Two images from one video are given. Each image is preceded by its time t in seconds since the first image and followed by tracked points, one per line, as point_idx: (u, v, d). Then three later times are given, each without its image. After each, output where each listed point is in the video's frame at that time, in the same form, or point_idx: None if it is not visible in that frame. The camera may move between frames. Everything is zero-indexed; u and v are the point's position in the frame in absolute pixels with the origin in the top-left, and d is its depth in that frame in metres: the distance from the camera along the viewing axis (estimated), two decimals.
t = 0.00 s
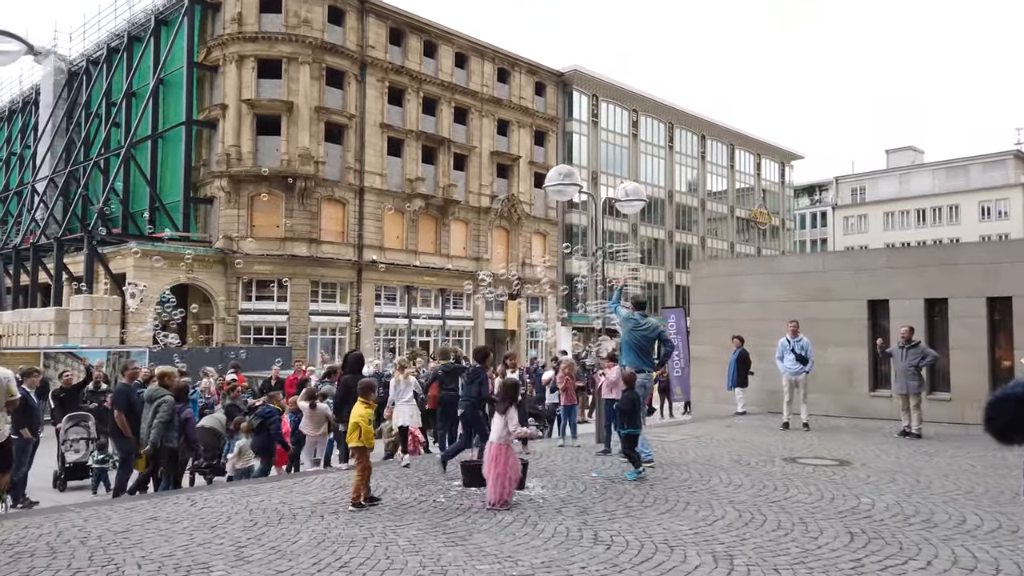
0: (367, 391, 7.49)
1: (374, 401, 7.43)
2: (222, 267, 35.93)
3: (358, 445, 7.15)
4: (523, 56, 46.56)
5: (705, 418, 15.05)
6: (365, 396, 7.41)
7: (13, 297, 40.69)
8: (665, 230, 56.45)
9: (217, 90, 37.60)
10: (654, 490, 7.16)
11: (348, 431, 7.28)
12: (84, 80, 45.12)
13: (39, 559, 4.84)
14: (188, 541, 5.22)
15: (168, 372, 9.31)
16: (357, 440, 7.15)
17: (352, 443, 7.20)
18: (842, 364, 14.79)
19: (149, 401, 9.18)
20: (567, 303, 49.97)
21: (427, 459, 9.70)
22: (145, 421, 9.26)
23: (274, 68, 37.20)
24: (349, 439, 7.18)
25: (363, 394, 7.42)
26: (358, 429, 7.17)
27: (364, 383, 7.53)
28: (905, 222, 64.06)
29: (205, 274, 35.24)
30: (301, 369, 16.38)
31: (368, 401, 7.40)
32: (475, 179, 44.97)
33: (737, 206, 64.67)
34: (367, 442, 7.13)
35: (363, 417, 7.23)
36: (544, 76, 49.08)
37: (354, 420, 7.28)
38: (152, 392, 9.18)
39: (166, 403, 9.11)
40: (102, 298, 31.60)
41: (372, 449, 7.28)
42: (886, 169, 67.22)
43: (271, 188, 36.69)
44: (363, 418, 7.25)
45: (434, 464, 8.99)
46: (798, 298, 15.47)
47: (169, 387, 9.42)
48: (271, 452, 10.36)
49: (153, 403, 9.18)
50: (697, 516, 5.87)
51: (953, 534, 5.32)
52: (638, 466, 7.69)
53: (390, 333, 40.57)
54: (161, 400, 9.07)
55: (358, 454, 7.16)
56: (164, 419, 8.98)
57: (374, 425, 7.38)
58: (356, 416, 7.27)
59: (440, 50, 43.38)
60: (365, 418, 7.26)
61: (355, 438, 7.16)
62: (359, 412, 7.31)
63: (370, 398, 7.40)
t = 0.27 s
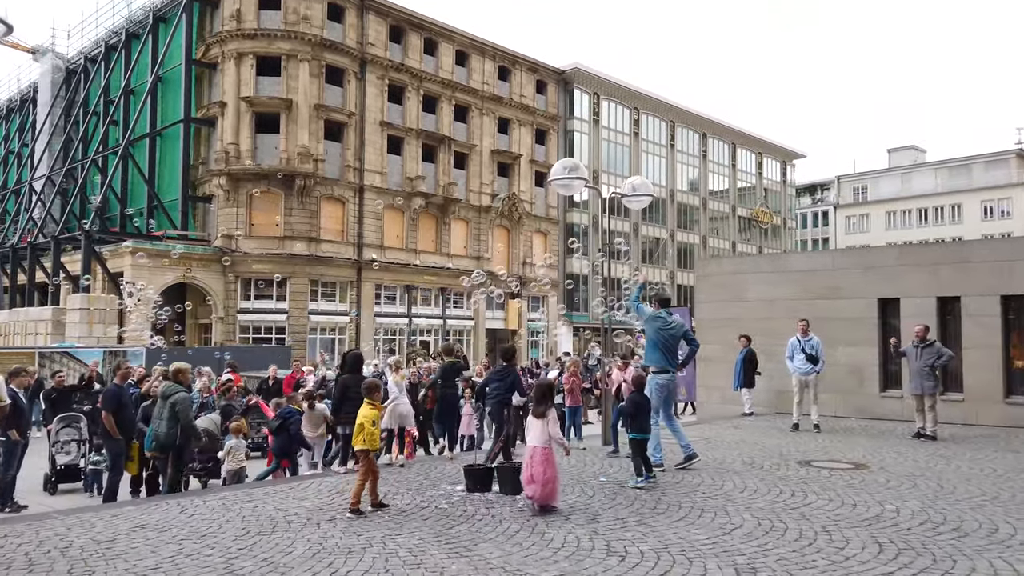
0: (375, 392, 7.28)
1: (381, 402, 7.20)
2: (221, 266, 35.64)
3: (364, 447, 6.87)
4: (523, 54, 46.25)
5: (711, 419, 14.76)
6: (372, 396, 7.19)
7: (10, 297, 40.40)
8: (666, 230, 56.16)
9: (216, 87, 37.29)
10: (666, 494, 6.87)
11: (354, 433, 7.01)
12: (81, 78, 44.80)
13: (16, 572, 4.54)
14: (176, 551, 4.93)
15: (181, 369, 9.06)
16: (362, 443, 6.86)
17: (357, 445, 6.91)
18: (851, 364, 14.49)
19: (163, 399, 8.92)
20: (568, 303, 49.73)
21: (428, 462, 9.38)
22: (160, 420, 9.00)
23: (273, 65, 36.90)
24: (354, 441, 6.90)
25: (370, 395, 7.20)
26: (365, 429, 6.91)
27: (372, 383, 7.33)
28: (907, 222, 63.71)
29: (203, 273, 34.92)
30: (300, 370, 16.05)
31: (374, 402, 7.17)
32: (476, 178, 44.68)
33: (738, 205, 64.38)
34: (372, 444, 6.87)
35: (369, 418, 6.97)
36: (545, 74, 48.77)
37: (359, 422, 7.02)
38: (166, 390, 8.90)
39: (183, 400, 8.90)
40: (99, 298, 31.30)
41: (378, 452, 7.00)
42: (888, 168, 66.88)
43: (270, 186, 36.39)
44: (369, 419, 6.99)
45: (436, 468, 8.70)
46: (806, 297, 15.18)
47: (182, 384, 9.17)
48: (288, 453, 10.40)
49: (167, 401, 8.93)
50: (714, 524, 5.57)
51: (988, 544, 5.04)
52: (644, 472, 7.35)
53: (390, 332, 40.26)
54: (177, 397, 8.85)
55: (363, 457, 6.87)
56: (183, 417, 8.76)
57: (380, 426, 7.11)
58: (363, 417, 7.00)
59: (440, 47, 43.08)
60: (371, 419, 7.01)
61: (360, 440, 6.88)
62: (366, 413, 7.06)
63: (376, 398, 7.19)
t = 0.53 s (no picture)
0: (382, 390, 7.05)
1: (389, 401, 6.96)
2: (220, 266, 35.38)
3: (371, 450, 6.64)
4: (524, 53, 45.98)
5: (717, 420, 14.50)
6: (380, 394, 6.95)
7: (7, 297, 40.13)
8: (667, 229, 55.90)
9: (215, 86, 37.01)
10: (676, 501, 6.59)
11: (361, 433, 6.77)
12: (79, 77, 44.53)
13: None
14: (161, 564, 4.65)
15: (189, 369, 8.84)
16: (369, 445, 6.64)
17: (364, 446, 6.69)
18: (860, 364, 14.22)
19: (174, 400, 8.68)
20: (569, 303, 49.48)
21: (428, 466, 9.10)
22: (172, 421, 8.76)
23: (272, 64, 36.63)
24: (362, 442, 6.67)
25: (378, 394, 6.95)
26: (374, 430, 6.67)
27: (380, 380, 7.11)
28: (909, 222, 63.48)
29: (202, 273, 34.65)
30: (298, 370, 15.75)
31: (382, 402, 6.94)
32: (476, 177, 44.40)
33: (740, 205, 64.09)
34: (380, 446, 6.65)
35: (378, 418, 6.73)
36: (545, 73, 48.49)
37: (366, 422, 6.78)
38: (177, 391, 8.67)
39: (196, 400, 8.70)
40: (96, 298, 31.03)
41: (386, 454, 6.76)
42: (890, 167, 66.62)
43: (268, 186, 36.12)
44: (377, 420, 6.76)
45: (436, 472, 8.42)
46: (813, 297, 14.92)
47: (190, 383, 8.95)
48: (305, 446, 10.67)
49: (179, 402, 8.69)
50: (730, 533, 5.31)
51: (1020, 556, 4.77)
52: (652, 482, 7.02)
53: (389, 333, 39.97)
54: (190, 398, 8.65)
55: (370, 458, 6.64)
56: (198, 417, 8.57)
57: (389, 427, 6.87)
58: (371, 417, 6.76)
59: (440, 46, 42.81)
60: (379, 420, 6.78)
61: (368, 442, 6.65)
62: (374, 412, 6.82)
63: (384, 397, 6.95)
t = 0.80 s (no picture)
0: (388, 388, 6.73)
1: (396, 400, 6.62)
2: (218, 266, 35.12)
3: (378, 450, 6.27)
4: (524, 52, 45.73)
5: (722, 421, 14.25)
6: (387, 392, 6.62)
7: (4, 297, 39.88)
8: (668, 229, 55.64)
9: (213, 84, 36.74)
10: (683, 507, 6.35)
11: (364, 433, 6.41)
12: (77, 76, 44.30)
13: None
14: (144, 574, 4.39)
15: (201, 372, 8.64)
16: (377, 444, 6.28)
17: (370, 447, 6.31)
18: (868, 364, 13.97)
19: (186, 401, 8.48)
20: (569, 303, 49.24)
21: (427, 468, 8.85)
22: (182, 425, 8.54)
23: (271, 63, 36.40)
24: (368, 443, 6.30)
25: (384, 393, 6.65)
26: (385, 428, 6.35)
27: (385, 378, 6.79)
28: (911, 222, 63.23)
29: (200, 273, 34.38)
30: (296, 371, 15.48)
31: (389, 401, 6.59)
32: (476, 176, 44.15)
33: (741, 205, 63.81)
34: (389, 447, 6.29)
35: (386, 418, 6.40)
36: (546, 73, 48.24)
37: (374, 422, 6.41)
38: (191, 392, 8.50)
39: (208, 403, 8.50)
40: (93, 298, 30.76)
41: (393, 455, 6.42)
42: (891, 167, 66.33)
43: (267, 185, 35.86)
44: (386, 419, 6.42)
45: (436, 475, 8.15)
46: (820, 295, 14.66)
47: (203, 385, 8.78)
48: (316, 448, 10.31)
49: (191, 404, 8.50)
50: (746, 540, 5.04)
51: None
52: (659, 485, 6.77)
53: (389, 334, 39.70)
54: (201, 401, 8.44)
55: (377, 459, 6.26)
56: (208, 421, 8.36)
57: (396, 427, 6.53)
58: (380, 415, 6.42)
59: (441, 44, 42.55)
60: (388, 418, 6.44)
61: (376, 442, 6.29)
62: (382, 411, 6.47)
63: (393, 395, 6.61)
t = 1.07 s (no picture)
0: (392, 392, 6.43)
1: (401, 406, 6.33)
2: (216, 266, 34.82)
3: (385, 460, 6.01)
4: (524, 51, 45.48)
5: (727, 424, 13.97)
6: (391, 398, 6.31)
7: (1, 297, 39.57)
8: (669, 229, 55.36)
9: (211, 84, 36.47)
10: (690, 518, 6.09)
11: (369, 442, 6.12)
12: (74, 75, 44.02)
13: None
14: None
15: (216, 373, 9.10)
16: (384, 454, 6.02)
17: (375, 457, 6.05)
18: (874, 365, 13.73)
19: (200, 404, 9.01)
20: (570, 304, 48.98)
21: (425, 474, 8.58)
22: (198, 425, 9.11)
23: (269, 61, 36.13)
24: (374, 453, 6.03)
25: (388, 398, 6.28)
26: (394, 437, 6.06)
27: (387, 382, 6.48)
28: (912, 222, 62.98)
29: (198, 274, 34.11)
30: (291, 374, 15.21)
31: (393, 407, 6.29)
32: (476, 176, 43.87)
33: (742, 205, 63.53)
34: (398, 456, 6.04)
35: (393, 426, 6.10)
36: (546, 72, 47.96)
37: (379, 430, 6.12)
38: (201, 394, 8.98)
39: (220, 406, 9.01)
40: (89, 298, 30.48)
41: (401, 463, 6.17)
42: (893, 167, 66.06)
43: (265, 185, 35.59)
44: (393, 427, 6.13)
45: (434, 482, 7.87)
46: (825, 296, 14.40)
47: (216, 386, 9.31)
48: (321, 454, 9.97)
49: (204, 406, 9.01)
50: (760, 555, 4.78)
51: None
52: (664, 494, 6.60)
53: (388, 334, 39.39)
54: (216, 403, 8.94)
55: (384, 470, 6.00)
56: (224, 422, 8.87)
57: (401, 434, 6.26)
58: (385, 423, 6.12)
59: (440, 43, 42.29)
60: (395, 426, 6.15)
61: (382, 452, 6.03)
62: (386, 419, 6.17)
63: (397, 401, 6.31)
